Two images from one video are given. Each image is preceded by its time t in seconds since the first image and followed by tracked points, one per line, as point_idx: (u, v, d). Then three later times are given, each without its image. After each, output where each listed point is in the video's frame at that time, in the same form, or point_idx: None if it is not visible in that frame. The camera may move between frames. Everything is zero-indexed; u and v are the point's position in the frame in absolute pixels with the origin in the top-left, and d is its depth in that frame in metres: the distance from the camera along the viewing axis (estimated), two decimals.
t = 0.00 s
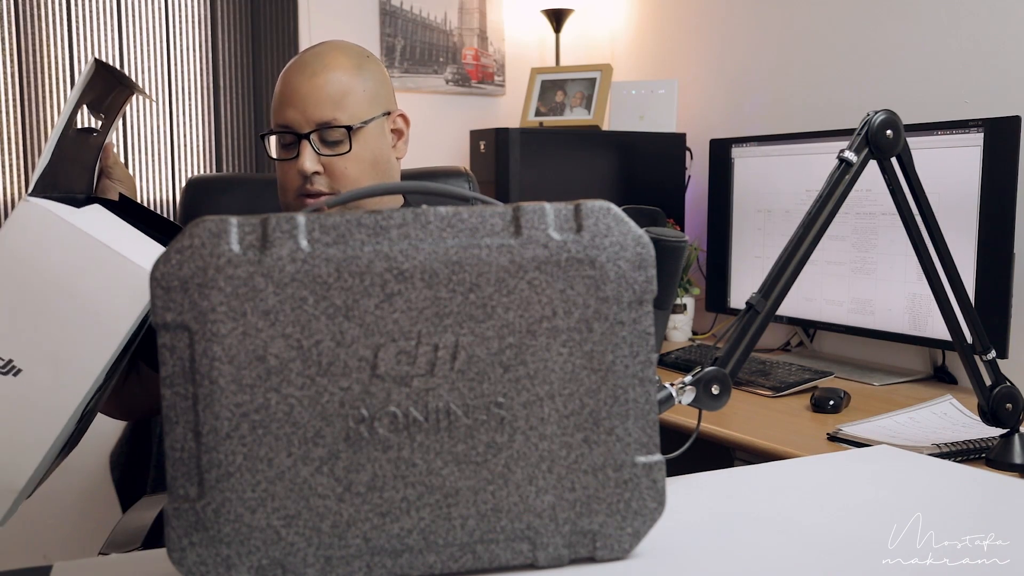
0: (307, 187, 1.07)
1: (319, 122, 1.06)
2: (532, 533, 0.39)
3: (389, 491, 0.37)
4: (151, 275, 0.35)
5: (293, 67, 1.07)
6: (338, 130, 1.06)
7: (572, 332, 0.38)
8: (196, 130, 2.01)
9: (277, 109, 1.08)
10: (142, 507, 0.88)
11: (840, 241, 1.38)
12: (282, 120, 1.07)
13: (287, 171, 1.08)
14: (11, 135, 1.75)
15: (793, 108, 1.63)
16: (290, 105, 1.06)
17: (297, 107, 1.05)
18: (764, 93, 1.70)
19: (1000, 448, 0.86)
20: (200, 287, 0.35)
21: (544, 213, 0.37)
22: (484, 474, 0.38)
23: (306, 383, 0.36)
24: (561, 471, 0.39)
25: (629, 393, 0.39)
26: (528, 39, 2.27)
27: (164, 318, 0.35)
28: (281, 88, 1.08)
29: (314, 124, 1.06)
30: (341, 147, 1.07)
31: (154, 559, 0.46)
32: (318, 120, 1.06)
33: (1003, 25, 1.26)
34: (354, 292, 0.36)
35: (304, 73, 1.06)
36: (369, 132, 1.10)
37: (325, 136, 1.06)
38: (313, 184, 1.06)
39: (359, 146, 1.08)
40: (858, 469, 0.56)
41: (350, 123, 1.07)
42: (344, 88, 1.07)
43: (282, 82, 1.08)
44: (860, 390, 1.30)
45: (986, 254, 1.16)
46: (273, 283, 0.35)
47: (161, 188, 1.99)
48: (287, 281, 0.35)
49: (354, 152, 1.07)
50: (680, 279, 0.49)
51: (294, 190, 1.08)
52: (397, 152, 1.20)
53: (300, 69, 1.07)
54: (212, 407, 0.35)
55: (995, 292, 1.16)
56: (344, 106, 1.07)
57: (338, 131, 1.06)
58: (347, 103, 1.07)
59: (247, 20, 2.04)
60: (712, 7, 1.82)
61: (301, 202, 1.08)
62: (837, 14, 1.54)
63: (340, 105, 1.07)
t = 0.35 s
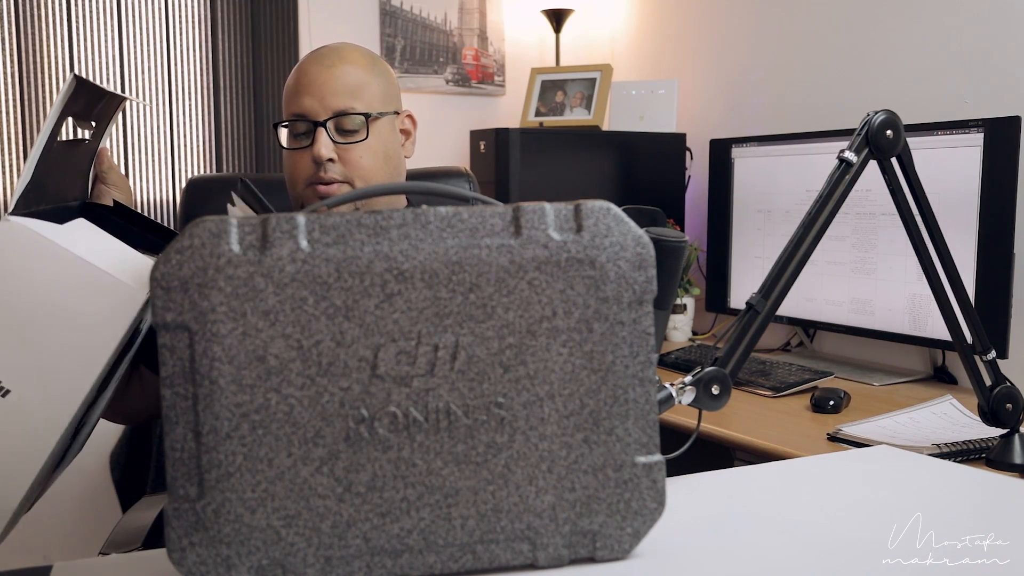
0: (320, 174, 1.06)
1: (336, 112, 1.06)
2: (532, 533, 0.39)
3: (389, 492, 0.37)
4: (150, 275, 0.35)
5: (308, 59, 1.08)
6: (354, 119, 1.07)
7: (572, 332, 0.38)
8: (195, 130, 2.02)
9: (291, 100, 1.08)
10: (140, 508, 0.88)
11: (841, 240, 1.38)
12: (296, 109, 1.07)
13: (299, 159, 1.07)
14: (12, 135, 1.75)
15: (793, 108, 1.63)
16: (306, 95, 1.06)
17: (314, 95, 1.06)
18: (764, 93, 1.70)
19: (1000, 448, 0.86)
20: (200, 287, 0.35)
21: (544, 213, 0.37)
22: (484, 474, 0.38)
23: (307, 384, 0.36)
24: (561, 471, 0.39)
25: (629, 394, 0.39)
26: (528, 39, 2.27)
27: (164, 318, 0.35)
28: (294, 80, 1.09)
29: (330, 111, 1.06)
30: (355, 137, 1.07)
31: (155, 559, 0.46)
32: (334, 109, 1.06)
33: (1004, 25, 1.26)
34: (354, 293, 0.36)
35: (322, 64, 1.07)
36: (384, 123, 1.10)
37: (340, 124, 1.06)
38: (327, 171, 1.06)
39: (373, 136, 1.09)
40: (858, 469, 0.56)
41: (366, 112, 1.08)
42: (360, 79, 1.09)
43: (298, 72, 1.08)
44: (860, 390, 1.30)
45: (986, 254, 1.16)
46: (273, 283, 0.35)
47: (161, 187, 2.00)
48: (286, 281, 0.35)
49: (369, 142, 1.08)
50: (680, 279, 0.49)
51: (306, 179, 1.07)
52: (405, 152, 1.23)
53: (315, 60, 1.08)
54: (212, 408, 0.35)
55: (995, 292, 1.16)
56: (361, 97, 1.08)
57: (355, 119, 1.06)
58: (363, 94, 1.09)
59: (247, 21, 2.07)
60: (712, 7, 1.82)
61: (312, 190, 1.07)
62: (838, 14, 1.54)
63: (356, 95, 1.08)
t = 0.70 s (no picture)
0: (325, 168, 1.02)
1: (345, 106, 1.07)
2: (532, 534, 0.39)
3: (389, 492, 0.37)
4: (151, 275, 0.35)
5: (313, 57, 1.09)
6: (361, 113, 1.05)
7: (572, 332, 0.38)
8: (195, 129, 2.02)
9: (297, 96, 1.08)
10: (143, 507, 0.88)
11: (840, 240, 1.38)
12: (303, 106, 1.07)
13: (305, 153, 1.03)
14: (12, 135, 1.76)
15: (793, 108, 1.63)
16: (311, 91, 1.07)
17: (321, 90, 1.06)
18: (764, 93, 1.70)
19: (1000, 448, 0.86)
20: (201, 287, 0.35)
21: (544, 213, 0.37)
22: (484, 474, 0.38)
23: (307, 384, 0.36)
24: (561, 472, 0.39)
25: (629, 394, 0.39)
26: (529, 40, 2.27)
27: (164, 318, 0.35)
28: (299, 77, 1.09)
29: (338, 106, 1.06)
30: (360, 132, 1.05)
31: (155, 559, 0.46)
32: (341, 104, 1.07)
33: (1004, 25, 1.26)
34: (354, 293, 0.36)
35: (329, 59, 1.08)
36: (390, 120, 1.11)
37: (346, 118, 1.04)
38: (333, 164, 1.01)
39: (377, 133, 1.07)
40: (858, 468, 0.56)
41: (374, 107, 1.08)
42: (365, 76, 1.09)
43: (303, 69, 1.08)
44: (860, 390, 1.30)
45: (987, 254, 1.16)
46: (273, 283, 0.35)
47: (161, 187, 2.00)
48: (287, 281, 0.35)
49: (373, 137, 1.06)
50: (680, 279, 0.49)
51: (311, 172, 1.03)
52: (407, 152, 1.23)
53: (320, 57, 1.08)
54: (212, 408, 0.35)
55: (995, 292, 1.16)
56: (368, 92, 1.09)
57: (361, 113, 1.04)
58: (369, 90, 1.09)
59: (247, 19, 2.06)
60: (712, 7, 1.82)
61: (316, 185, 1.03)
62: (838, 14, 1.54)
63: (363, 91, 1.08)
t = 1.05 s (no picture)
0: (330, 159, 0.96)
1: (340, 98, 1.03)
2: (532, 534, 0.39)
3: (389, 492, 0.37)
4: (151, 275, 0.35)
5: (295, 58, 1.05)
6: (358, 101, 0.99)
7: (572, 332, 0.38)
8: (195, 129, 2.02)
9: (287, 98, 1.03)
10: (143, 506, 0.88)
11: (841, 240, 1.38)
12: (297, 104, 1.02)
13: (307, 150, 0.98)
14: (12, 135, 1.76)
15: (793, 108, 1.63)
16: (300, 89, 1.02)
17: (315, 86, 1.02)
18: (764, 92, 1.70)
19: (1001, 448, 0.86)
20: (200, 287, 0.35)
21: (545, 213, 0.38)
22: (485, 474, 0.38)
23: (307, 383, 0.36)
24: (561, 471, 0.39)
25: (629, 394, 0.39)
26: (529, 40, 2.27)
27: (164, 318, 0.35)
28: (285, 75, 1.05)
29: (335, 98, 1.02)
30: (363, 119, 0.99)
31: (155, 560, 0.46)
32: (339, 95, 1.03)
33: (1004, 25, 1.26)
34: (354, 292, 0.36)
35: (314, 55, 1.05)
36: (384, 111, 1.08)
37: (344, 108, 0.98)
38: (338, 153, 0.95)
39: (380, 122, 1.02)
40: (858, 469, 0.56)
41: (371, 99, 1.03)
42: (352, 69, 1.06)
43: (288, 70, 1.05)
44: (860, 390, 1.30)
45: (987, 254, 1.16)
46: (273, 283, 0.35)
47: (161, 188, 2.01)
48: (286, 281, 0.35)
49: (377, 123, 1.00)
50: (680, 279, 0.49)
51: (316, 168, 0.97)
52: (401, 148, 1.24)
53: (302, 57, 1.05)
54: (212, 408, 0.35)
55: (995, 292, 1.16)
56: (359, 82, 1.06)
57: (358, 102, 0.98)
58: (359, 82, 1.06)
59: (247, 19, 2.07)
60: (712, 7, 1.82)
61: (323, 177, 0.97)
62: (838, 14, 1.54)
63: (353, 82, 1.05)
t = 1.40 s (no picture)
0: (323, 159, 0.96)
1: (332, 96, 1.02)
2: (532, 533, 0.39)
3: (389, 491, 0.37)
4: (150, 275, 0.35)
5: (287, 55, 1.05)
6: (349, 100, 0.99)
7: (572, 331, 0.38)
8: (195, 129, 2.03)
9: (279, 95, 1.03)
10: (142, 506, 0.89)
11: (841, 240, 1.38)
12: (288, 102, 1.02)
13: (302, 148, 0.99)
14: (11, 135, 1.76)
15: (793, 108, 1.63)
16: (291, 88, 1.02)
17: (305, 83, 1.02)
18: (764, 92, 1.70)
19: (1001, 448, 0.86)
20: (200, 287, 0.35)
21: (545, 213, 0.37)
22: (485, 474, 0.38)
23: (307, 383, 0.36)
24: (561, 471, 0.39)
25: (629, 394, 0.39)
26: (529, 40, 2.27)
27: (164, 318, 0.35)
28: (276, 73, 1.04)
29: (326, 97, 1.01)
30: (356, 118, 0.98)
31: (155, 559, 0.46)
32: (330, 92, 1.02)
33: (1004, 25, 1.26)
34: (354, 292, 0.36)
35: (306, 53, 1.04)
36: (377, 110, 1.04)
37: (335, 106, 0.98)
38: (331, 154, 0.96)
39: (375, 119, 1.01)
40: (858, 468, 0.56)
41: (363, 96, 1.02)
42: (344, 68, 1.05)
43: (280, 68, 1.04)
44: (860, 390, 1.30)
45: (987, 254, 1.16)
46: (273, 283, 0.35)
47: (160, 188, 2.01)
48: (287, 280, 0.35)
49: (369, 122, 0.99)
50: (680, 279, 0.49)
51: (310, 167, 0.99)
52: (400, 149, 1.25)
53: (295, 55, 1.04)
54: (212, 407, 0.35)
55: (995, 292, 1.15)
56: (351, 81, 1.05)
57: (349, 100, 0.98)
58: (351, 81, 1.06)
59: (247, 19, 2.07)
60: (712, 7, 1.82)
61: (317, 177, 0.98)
62: (838, 14, 1.54)
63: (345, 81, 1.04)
